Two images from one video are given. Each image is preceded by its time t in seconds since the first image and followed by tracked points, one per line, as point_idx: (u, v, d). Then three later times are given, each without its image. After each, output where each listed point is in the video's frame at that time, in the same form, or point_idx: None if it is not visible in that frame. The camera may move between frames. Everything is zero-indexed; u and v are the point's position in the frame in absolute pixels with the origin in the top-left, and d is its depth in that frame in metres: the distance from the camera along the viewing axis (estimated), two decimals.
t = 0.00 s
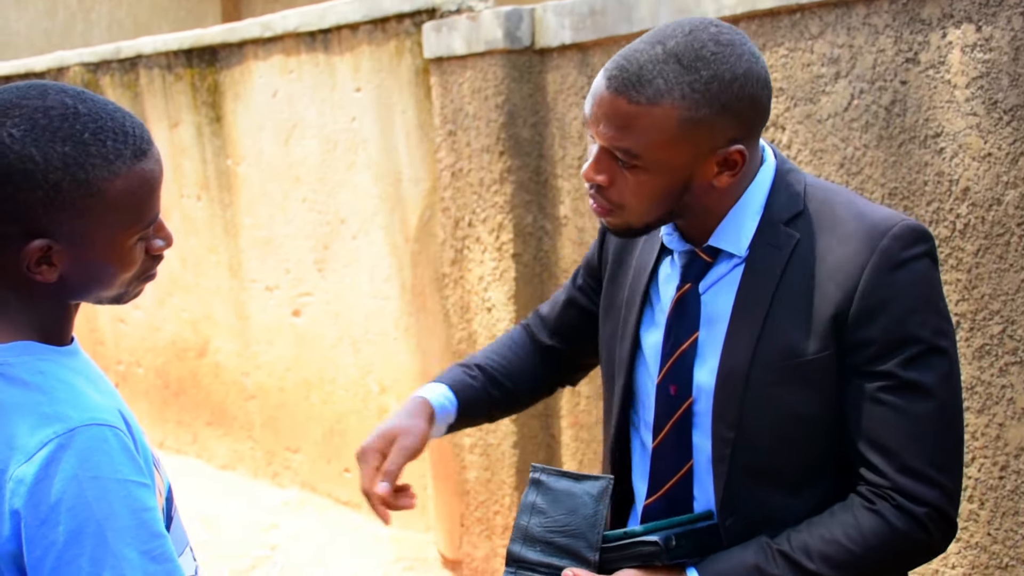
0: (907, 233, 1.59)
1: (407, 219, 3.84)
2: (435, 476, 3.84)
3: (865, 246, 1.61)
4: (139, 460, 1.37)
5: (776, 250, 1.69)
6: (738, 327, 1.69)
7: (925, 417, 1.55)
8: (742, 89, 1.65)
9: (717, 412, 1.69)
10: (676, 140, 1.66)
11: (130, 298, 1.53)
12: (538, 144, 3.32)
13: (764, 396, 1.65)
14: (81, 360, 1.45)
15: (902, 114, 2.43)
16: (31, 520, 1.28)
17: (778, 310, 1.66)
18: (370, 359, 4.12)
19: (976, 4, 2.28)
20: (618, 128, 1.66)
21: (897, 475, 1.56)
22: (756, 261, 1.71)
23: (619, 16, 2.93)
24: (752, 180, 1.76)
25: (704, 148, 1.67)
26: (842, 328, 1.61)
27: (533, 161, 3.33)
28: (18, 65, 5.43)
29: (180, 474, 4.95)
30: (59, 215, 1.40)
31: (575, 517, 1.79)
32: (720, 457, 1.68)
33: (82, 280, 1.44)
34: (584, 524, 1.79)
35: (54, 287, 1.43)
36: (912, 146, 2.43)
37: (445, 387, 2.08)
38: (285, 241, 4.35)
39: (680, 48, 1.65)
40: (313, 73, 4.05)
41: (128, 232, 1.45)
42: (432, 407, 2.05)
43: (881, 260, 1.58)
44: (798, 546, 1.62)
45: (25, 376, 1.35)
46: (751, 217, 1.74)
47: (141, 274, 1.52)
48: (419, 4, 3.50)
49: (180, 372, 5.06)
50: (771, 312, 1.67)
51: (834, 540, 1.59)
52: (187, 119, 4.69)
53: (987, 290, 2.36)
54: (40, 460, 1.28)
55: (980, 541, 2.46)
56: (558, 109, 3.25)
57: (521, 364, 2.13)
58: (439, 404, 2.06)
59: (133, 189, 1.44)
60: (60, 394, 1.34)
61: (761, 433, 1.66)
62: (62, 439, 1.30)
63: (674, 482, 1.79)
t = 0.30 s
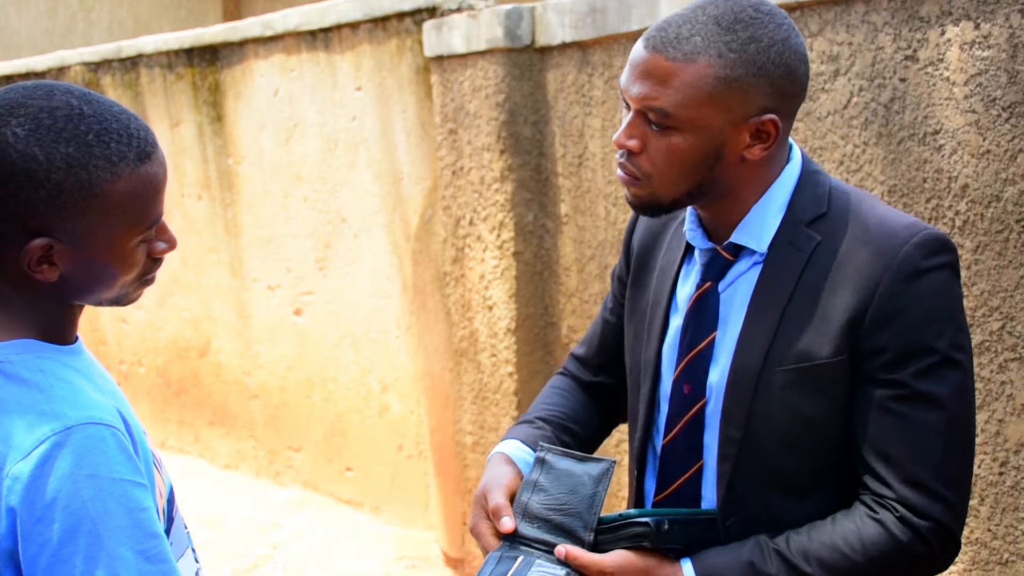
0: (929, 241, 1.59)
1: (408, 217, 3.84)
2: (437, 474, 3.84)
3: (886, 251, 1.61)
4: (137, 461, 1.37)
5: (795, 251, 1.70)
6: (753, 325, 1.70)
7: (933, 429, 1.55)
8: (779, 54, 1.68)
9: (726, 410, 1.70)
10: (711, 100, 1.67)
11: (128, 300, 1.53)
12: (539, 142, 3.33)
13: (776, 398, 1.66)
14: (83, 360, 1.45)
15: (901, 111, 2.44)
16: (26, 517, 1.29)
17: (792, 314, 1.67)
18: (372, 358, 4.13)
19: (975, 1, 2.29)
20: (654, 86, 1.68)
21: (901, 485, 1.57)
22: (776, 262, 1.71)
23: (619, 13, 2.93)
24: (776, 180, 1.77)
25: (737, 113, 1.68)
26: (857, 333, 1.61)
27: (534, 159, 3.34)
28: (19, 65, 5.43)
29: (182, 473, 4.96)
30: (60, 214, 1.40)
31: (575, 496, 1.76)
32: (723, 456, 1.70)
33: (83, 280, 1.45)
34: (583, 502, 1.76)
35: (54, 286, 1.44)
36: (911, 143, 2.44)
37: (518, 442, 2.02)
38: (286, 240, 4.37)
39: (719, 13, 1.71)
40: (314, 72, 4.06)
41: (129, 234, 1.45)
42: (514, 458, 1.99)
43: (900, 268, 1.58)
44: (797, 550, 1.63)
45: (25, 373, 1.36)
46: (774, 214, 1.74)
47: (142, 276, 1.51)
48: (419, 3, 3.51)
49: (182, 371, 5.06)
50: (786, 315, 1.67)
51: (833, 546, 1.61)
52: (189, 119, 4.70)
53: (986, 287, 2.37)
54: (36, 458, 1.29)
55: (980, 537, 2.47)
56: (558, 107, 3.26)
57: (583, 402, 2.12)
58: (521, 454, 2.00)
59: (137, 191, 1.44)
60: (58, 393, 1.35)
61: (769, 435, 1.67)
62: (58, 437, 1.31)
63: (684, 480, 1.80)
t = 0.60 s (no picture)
0: (969, 260, 1.57)
1: (408, 217, 3.84)
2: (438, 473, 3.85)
3: (924, 267, 1.59)
4: (145, 457, 1.38)
5: (831, 260, 1.69)
6: (784, 336, 1.70)
7: (965, 451, 1.54)
8: (819, 49, 1.68)
9: (753, 419, 1.71)
10: (748, 97, 1.67)
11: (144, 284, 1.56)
12: (538, 142, 3.34)
13: (808, 410, 1.66)
14: (89, 360, 1.46)
15: (901, 109, 2.45)
16: (38, 515, 1.29)
17: (825, 325, 1.67)
18: (372, 358, 4.13)
19: None
20: (688, 84, 1.69)
21: (929, 505, 1.56)
22: (809, 272, 1.71)
23: (617, 13, 2.93)
24: (813, 186, 1.77)
25: (774, 111, 1.68)
26: (892, 348, 1.60)
27: (533, 159, 3.34)
28: (19, 66, 5.44)
29: (184, 474, 4.97)
30: (55, 209, 1.40)
31: (585, 513, 1.81)
32: (750, 466, 1.71)
33: (92, 270, 1.46)
34: (591, 522, 1.79)
35: (60, 280, 1.45)
36: (911, 141, 2.44)
37: (531, 421, 2.10)
38: (286, 240, 4.37)
39: (757, 9, 1.71)
40: (313, 72, 4.06)
41: (129, 216, 1.46)
42: (526, 438, 2.06)
43: (938, 286, 1.56)
44: (821, 560, 1.64)
45: (34, 372, 1.37)
46: (810, 222, 1.75)
47: (150, 257, 1.54)
48: (418, 2, 3.51)
49: (183, 372, 5.07)
50: (818, 326, 1.67)
51: (857, 559, 1.61)
52: (188, 119, 4.70)
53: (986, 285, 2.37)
54: (48, 456, 1.29)
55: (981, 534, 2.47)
56: (557, 106, 3.26)
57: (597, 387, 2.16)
58: (534, 434, 2.08)
59: (125, 176, 1.44)
60: (68, 391, 1.36)
61: (798, 450, 1.67)
62: (69, 435, 1.31)
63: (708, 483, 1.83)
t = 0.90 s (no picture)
0: (997, 261, 1.57)
1: (411, 216, 3.83)
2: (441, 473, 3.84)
3: (952, 271, 1.59)
4: (151, 456, 1.37)
5: (855, 263, 1.69)
6: (811, 341, 1.69)
7: (999, 459, 1.54)
8: (838, 35, 1.70)
9: (778, 427, 1.71)
10: (771, 88, 1.68)
11: (140, 287, 1.54)
12: (540, 141, 3.33)
13: (833, 418, 1.65)
14: (91, 359, 1.45)
15: (904, 108, 2.44)
16: (45, 516, 1.28)
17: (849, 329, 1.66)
18: (375, 358, 4.13)
19: None
20: (711, 79, 1.70)
21: (964, 515, 1.56)
22: (834, 274, 1.71)
23: (620, 12, 2.92)
24: (835, 184, 1.77)
25: (798, 100, 1.69)
26: (919, 354, 1.59)
27: (536, 158, 3.33)
28: (20, 66, 5.44)
29: (187, 473, 4.96)
30: (51, 203, 1.40)
31: (551, 496, 1.96)
32: (777, 475, 1.70)
33: (86, 266, 1.45)
34: (553, 508, 1.93)
35: (57, 278, 1.45)
36: (915, 140, 2.44)
37: (537, 396, 2.16)
38: (289, 240, 4.37)
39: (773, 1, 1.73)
40: (316, 72, 4.05)
41: (124, 214, 1.45)
42: (523, 408, 2.12)
43: (966, 288, 1.56)
44: None
45: (38, 373, 1.36)
46: (833, 219, 1.75)
47: (146, 258, 1.52)
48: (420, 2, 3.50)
49: (185, 372, 5.07)
50: (844, 327, 1.66)
51: None
52: (190, 119, 4.70)
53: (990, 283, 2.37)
54: (55, 455, 1.29)
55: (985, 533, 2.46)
56: (560, 105, 3.26)
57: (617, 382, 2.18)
58: (529, 404, 2.13)
59: (124, 169, 1.44)
60: (74, 391, 1.36)
61: (824, 456, 1.66)
62: (76, 435, 1.31)
63: (723, 487, 1.84)
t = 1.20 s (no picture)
0: (986, 248, 1.54)
1: (412, 213, 3.83)
2: (442, 471, 3.84)
3: (940, 260, 1.56)
4: (158, 450, 1.39)
5: (847, 258, 1.67)
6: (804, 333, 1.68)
7: (997, 445, 1.51)
8: (789, 27, 1.70)
9: (777, 422, 1.69)
10: (746, 101, 1.67)
11: (138, 288, 1.55)
12: (542, 138, 3.33)
13: (827, 411, 1.63)
14: (94, 353, 1.45)
15: (907, 106, 2.44)
16: (53, 509, 1.29)
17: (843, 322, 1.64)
18: (376, 355, 4.13)
19: None
20: (686, 109, 1.68)
21: (966, 502, 1.52)
22: (827, 269, 1.69)
23: (622, 10, 2.92)
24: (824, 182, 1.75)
25: (775, 102, 1.68)
26: (911, 342, 1.57)
27: (538, 156, 3.33)
28: (21, 64, 5.43)
29: (188, 471, 4.96)
30: (63, 197, 1.41)
31: (586, 506, 1.91)
32: (779, 470, 1.68)
33: (92, 262, 1.46)
34: (593, 513, 1.90)
35: (62, 273, 1.45)
36: (917, 137, 2.44)
37: (564, 414, 2.15)
38: (291, 237, 4.36)
39: (715, 17, 1.73)
40: (317, 69, 4.05)
41: (133, 212, 1.47)
42: (551, 427, 2.12)
43: (956, 275, 1.54)
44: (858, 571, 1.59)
45: (44, 366, 1.36)
46: (824, 216, 1.73)
47: (150, 258, 1.53)
48: None
49: (187, 370, 5.07)
50: (837, 318, 1.65)
51: (895, 567, 1.57)
52: (192, 117, 4.70)
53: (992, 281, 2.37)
54: (62, 450, 1.29)
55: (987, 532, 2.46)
56: (562, 103, 3.26)
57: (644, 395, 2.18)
58: (556, 422, 2.13)
59: (136, 166, 1.46)
60: (80, 384, 1.35)
61: (820, 448, 1.64)
62: (84, 427, 1.31)
63: (713, 484, 1.82)
